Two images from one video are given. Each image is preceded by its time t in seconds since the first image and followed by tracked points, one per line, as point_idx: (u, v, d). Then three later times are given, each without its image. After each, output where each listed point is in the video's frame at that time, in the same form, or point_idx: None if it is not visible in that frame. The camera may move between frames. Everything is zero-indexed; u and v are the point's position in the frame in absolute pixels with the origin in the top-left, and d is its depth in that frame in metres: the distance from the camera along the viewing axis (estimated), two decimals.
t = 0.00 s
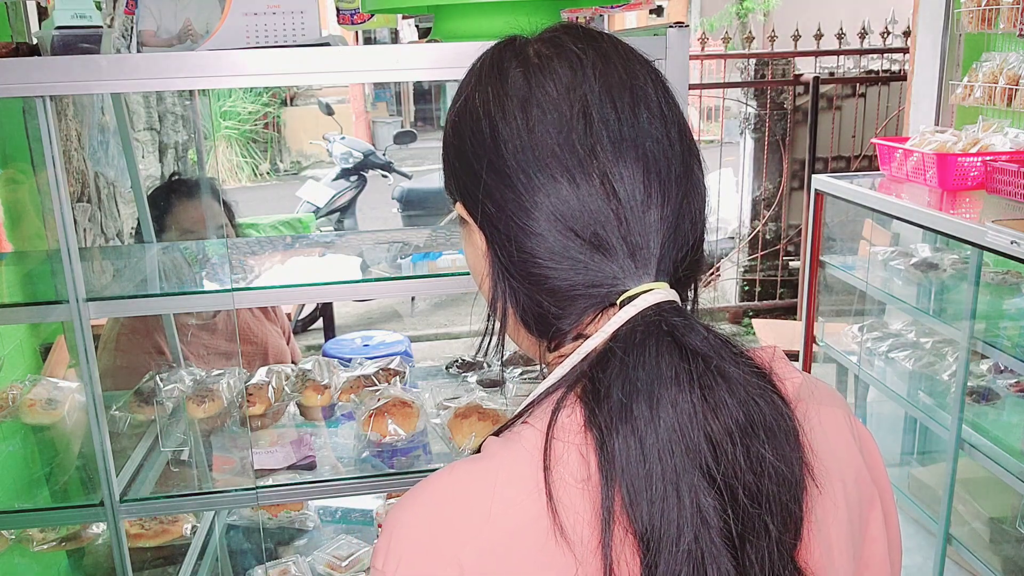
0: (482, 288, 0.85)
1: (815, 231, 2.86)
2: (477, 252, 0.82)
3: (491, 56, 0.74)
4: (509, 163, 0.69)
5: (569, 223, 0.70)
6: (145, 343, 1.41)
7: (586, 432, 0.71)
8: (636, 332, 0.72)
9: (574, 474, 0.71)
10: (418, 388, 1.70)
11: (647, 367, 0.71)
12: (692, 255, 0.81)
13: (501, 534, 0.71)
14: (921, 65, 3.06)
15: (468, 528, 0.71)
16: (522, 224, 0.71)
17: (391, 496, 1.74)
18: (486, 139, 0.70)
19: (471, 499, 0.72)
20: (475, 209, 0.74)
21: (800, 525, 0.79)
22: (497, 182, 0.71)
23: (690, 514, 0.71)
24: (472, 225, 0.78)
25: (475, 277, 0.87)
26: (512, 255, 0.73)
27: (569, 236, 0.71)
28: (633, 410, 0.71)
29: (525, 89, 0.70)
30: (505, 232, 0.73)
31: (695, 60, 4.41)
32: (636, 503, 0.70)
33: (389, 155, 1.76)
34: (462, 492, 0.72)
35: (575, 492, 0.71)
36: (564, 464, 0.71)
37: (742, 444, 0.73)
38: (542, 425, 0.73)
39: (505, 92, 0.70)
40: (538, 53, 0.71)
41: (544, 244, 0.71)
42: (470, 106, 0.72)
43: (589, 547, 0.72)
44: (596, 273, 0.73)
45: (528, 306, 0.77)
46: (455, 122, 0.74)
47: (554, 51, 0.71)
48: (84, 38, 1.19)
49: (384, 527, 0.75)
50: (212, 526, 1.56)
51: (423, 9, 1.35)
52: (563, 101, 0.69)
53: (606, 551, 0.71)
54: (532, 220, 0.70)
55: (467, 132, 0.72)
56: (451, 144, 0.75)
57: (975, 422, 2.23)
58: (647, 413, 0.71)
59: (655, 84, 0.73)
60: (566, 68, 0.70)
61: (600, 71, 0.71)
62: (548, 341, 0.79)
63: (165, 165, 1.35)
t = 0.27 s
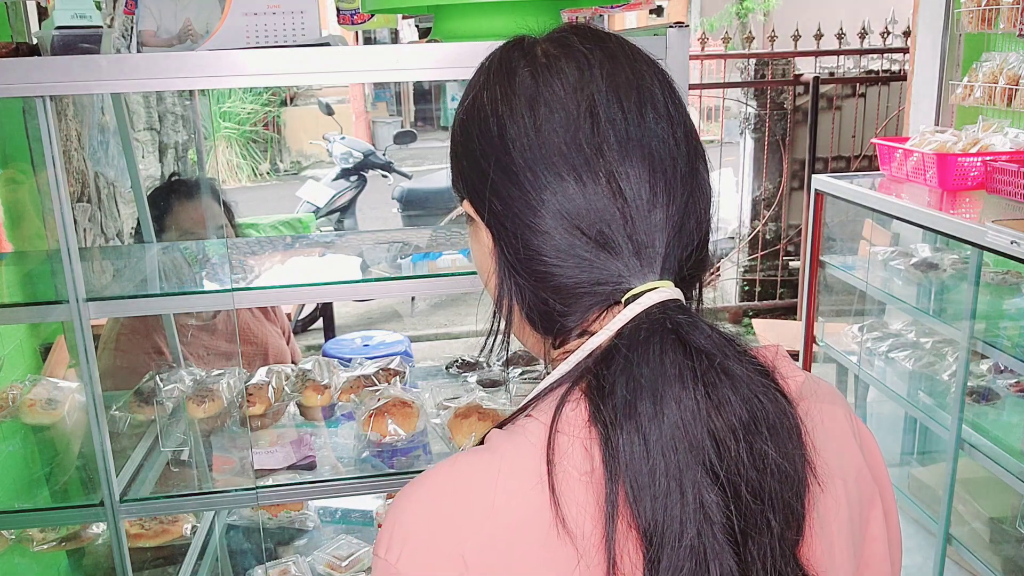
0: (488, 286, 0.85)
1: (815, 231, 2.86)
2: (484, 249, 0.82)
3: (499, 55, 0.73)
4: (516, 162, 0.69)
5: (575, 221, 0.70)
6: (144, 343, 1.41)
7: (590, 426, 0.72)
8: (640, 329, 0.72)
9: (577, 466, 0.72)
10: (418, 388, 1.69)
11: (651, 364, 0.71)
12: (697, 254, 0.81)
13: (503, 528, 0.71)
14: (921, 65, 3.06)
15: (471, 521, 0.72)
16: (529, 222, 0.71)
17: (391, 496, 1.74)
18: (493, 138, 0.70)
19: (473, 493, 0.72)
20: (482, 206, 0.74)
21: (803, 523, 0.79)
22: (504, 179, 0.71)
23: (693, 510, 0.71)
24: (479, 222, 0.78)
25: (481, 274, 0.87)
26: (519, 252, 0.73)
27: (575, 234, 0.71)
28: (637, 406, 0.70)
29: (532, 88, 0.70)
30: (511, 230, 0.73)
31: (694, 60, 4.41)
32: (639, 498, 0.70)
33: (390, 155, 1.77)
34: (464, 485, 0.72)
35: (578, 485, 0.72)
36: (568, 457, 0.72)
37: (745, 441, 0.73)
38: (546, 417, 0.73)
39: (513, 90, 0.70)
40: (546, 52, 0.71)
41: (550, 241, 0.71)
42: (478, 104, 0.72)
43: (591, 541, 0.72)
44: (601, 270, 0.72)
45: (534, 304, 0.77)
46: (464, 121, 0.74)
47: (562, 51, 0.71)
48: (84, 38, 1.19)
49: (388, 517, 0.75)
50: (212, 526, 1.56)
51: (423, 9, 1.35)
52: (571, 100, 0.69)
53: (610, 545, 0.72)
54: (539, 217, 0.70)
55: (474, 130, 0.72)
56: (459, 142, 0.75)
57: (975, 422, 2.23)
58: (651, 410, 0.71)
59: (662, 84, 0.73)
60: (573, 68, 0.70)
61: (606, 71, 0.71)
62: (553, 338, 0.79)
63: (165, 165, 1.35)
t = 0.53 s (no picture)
0: (492, 284, 0.85)
1: (815, 231, 2.86)
2: (487, 247, 0.82)
3: (503, 56, 0.74)
4: (521, 160, 0.69)
5: (578, 218, 0.70)
6: (144, 343, 1.41)
7: (592, 420, 0.72)
8: (642, 324, 0.73)
9: (579, 459, 0.71)
10: (418, 388, 1.69)
11: (654, 359, 0.71)
12: (699, 253, 0.81)
13: (502, 521, 0.71)
14: (921, 65, 3.06)
15: (471, 514, 0.71)
16: (533, 220, 0.71)
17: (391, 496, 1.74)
18: (498, 136, 0.70)
19: (473, 486, 0.72)
20: (486, 204, 0.74)
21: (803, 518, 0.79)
22: (509, 177, 0.71)
23: (694, 503, 0.71)
24: (483, 220, 0.78)
25: (485, 272, 0.87)
26: (522, 249, 0.73)
27: (578, 232, 0.71)
28: (639, 401, 0.71)
29: (537, 87, 0.70)
30: (515, 228, 0.73)
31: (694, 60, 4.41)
32: (641, 492, 0.70)
33: (390, 155, 1.81)
34: (464, 479, 0.72)
35: (580, 477, 0.71)
36: (569, 449, 0.71)
37: (746, 436, 0.73)
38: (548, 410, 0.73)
39: (518, 90, 0.70)
40: (550, 53, 0.71)
41: (553, 239, 0.71)
42: (483, 103, 0.72)
43: (592, 534, 0.71)
44: (604, 268, 0.72)
45: (537, 301, 0.77)
46: (469, 120, 0.74)
47: (566, 51, 0.71)
48: (84, 38, 1.19)
49: (389, 509, 0.75)
50: (212, 526, 1.56)
51: (423, 9, 1.35)
52: (575, 100, 0.69)
53: (610, 539, 0.71)
54: (542, 214, 0.70)
55: (479, 129, 0.72)
56: (463, 141, 0.75)
57: (975, 422, 2.23)
58: (653, 404, 0.71)
59: (665, 85, 0.73)
60: (578, 68, 0.70)
61: (611, 71, 0.71)
62: (556, 335, 0.79)
63: (165, 165, 1.35)
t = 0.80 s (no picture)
0: (491, 283, 0.85)
1: (815, 231, 2.85)
2: (486, 246, 0.82)
3: (502, 57, 0.74)
4: (520, 159, 0.69)
5: (576, 216, 0.70)
6: (144, 343, 1.41)
7: (590, 416, 0.72)
8: (640, 320, 0.72)
9: (576, 453, 0.71)
10: (418, 388, 1.69)
11: (651, 355, 0.71)
12: (696, 250, 0.81)
13: (501, 516, 0.71)
14: (921, 65, 3.06)
15: (470, 512, 0.71)
16: (531, 218, 0.71)
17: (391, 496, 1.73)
18: (497, 136, 0.70)
19: (472, 483, 0.72)
20: (485, 203, 0.74)
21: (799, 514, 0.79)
22: (508, 176, 0.71)
23: (691, 498, 0.71)
24: (482, 219, 0.78)
25: (484, 270, 0.87)
26: (521, 248, 0.73)
27: (577, 230, 0.71)
28: (637, 396, 0.70)
29: (535, 88, 0.70)
30: (514, 226, 0.72)
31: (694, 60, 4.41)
32: (638, 487, 0.70)
33: (390, 155, 1.84)
34: (462, 473, 0.72)
35: (577, 472, 0.71)
36: (566, 444, 0.71)
37: (743, 432, 0.73)
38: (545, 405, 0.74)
39: (516, 90, 0.70)
40: (549, 54, 0.71)
41: (552, 237, 0.71)
42: (482, 104, 0.72)
43: (590, 529, 0.72)
44: (602, 266, 0.72)
45: (536, 299, 0.77)
46: (468, 121, 0.74)
47: (565, 52, 0.72)
48: (84, 38, 1.19)
49: (389, 504, 0.75)
50: (212, 526, 1.56)
51: (423, 9, 1.35)
52: (573, 100, 0.69)
53: (608, 532, 0.71)
54: (541, 212, 0.70)
55: (478, 129, 0.72)
56: (462, 141, 0.75)
57: (975, 422, 2.23)
58: (651, 400, 0.70)
59: (663, 84, 0.73)
60: (576, 69, 0.70)
61: (609, 71, 0.71)
62: (554, 333, 0.79)
63: (165, 166, 1.35)
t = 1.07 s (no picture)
0: (486, 280, 0.85)
1: (815, 231, 2.85)
2: (482, 245, 0.82)
3: (498, 57, 0.74)
4: (515, 159, 0.69)
5: (571, 217, 0.70)
6: (144, 343, 1.41)
7: (582, 416, 0.72)
8: (633, 320, 0.72)
9: (568, 452, 0.71)
10: (418, 388, 1.69)
11: (643, 354, 0.71)
12: (691, 250, 0.81)
13: (491, 514, 0.71)
14: (921, 65, 3.06)
15: (463, 511, 0.71)
16: (527, 218, 0.71)
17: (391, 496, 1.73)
18: (492, 136, 0.70)
19: (467, 485, 0.71)
20: (480, 203, 0.74)
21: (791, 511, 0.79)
22: (503, 176, 0.71)
23: (682, 497, 0.71)
24: (478, 218, 0.78)
25: (479, 268, 0.87)
26: (516, 247, 0.73)
27: (572, 230, 0.71)
28: (630, 396, 0.71)
29: (531, 88, 0.70)
30: (509, 226, 0.73)
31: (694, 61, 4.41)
32: (630, 485, 0.70)
33: (390, 154, 1.77)
34: (453, 473, 0.72)
35: (569, 471, 0.71)
36: (558, 443, 0.71)
37: (735, 430, 0.73)
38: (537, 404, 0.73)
39: (512, 90, 0.70)
40: (544, 54, 0.71)
41: (546, 237, 0.71)
42: (477, 104, 0.72)
43: (581, 527, 0.72)
44: (597, 265, 0.73)
45: (531, 298, 0.77)
46: (464, 121, 0.74)
47: (560, 52, 0.71)
48: (85, 38, 1.19)
49: (382, 501, 0.75)
50: (212, 527, 1.56)
51: (423, 9, 1.35)
52: (569, 100, 0.69)
53: (599, 529, 0.72)
54: (536, 212, 0.70)
55: (473, 129, 0.72)
56: (459, 140, 0.75)
57: (975, 422, 2.23)
58: (643, 399, 0.71)
59: (658, 85, 0.73)
60: (572, 69, 0.70)
61: (604, 72, 0.71)
62: (550, 331, 0.79)
63: (166, 167, 1.35)
